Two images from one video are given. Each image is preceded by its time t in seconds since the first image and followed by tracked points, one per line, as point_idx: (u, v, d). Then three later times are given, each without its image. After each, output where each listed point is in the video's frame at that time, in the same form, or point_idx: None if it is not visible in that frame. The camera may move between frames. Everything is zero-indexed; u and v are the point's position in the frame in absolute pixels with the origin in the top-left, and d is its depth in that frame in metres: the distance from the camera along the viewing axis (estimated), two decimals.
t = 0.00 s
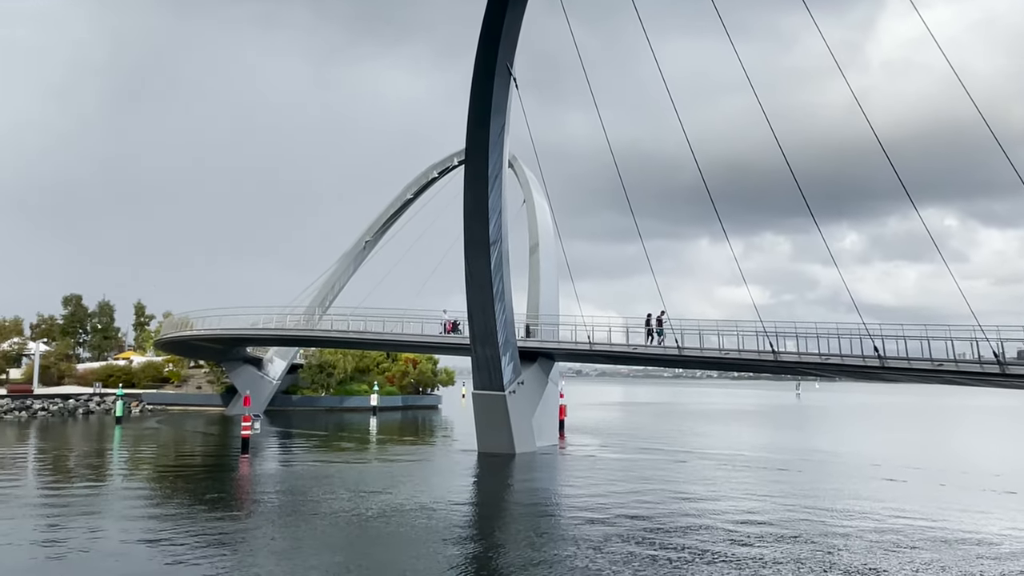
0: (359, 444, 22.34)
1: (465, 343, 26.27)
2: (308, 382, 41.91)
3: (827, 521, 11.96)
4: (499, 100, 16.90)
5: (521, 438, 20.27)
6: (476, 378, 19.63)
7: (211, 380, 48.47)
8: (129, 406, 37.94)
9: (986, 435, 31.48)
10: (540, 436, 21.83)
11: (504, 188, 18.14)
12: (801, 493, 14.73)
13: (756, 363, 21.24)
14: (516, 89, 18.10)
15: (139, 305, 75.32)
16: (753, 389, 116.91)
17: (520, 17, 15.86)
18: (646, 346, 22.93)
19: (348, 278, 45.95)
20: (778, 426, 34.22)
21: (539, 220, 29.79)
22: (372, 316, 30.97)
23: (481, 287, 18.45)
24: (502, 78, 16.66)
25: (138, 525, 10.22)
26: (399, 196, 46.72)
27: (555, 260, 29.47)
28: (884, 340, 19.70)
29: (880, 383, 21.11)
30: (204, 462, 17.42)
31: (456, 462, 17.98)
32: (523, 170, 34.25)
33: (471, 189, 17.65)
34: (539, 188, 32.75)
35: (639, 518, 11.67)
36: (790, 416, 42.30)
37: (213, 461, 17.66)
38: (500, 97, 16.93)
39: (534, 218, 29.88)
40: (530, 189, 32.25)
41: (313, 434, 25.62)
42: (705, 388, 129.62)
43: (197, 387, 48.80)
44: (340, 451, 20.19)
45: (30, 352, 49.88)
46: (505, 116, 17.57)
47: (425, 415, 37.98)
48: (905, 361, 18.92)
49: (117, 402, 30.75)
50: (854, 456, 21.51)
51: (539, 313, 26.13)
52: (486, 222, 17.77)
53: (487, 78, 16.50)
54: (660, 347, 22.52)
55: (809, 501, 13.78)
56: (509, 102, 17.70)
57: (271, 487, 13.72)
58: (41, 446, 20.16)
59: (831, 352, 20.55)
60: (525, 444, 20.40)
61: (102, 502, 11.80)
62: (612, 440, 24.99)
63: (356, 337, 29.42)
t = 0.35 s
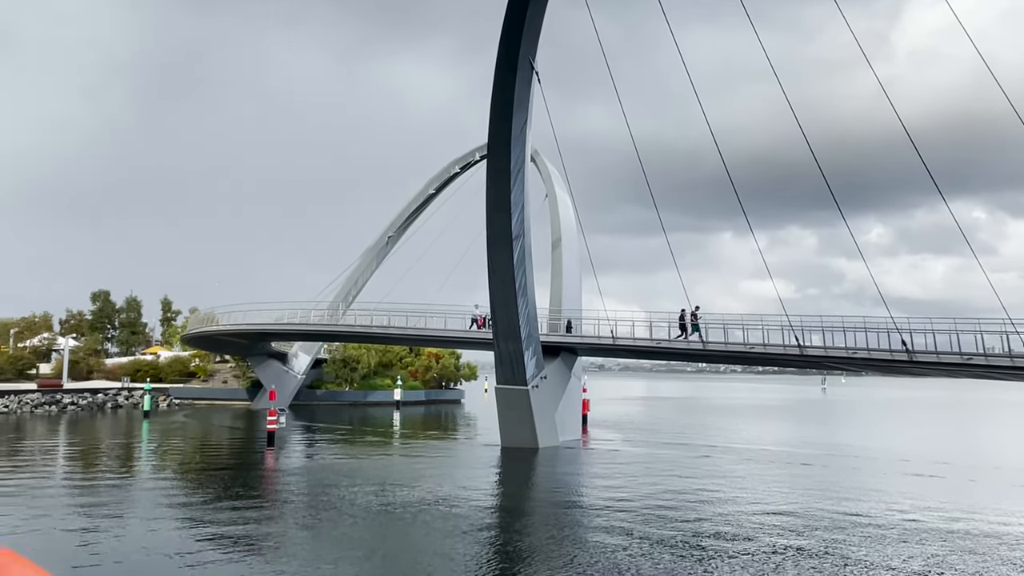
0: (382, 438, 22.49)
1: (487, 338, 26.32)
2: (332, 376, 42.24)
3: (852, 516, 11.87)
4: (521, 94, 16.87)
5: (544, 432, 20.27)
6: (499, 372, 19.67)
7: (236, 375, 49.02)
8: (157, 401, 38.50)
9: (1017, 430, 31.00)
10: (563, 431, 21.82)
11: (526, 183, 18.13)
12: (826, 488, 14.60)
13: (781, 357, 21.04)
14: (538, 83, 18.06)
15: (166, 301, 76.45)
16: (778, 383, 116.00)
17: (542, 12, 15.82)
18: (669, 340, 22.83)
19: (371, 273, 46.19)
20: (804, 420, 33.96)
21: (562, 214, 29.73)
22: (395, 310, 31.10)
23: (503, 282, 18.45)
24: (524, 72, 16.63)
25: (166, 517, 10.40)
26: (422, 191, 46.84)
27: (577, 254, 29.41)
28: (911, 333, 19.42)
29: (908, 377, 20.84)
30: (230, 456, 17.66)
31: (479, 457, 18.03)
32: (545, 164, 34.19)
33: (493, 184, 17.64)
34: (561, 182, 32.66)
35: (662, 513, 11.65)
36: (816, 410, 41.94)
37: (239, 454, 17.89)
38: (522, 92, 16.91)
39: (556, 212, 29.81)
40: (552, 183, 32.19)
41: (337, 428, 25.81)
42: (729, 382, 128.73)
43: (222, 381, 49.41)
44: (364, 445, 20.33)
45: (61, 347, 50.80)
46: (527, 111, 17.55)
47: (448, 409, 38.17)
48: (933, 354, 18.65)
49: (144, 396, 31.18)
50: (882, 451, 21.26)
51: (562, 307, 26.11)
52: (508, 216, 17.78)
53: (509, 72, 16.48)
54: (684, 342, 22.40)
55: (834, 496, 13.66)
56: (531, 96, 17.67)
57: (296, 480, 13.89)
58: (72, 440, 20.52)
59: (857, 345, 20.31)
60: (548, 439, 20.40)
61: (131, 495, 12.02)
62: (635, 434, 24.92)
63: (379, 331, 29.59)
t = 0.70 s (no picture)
0: (405, 434, 22.62)
1: (509, 334, 26.33)
2: (354, 373, 42.46)
3: (879, 512, 11.75)
4: (540, 89, 16.82)
5: (566, 428, 20.25)
6: (520, 368, 19.68)
7: (260, 372, 49.47)
8: (182, 398, 38.93)
9: None
10: (584, 427, 21.77)
11: (546, 178, 18.09)
12: (852, 485, 14.46)
13: (805, 352, 20.85)
14: (559, 78, 18.01)
15: (189, 299, 77.19)
16: (800, 378, 115.43)
17: (562, 6, 15.76)
18: (692, 335, 22.73)
19: (392, 270, 46.38)
20: (827, 416, 33.72)
21: (582, 210, 29.67)
22: (416, 307, 31.21)
23: (524, 278, 18.43)
24: (545, 67, 16.59)
25: (192, 512, 10.54)
26: (442, 188, 46.91)
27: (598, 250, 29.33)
28: (938, 328, 19.20)
29: (935, 372, 20.62)
30: (254, 452, 17.80)
31: (501, 453, 18.07)
32: (565, 160, 34.12)
33: (514, 180, 17.62)
34: (581, 178, 32.60)
35: (686, 509, 11.61)
36: (839, 406, 41.62)
37: (264, 451, 18.07)
38: (543, 87, 16.88)
39: (577, 208, 29.76)
40: (572, 179, 32.12)
41: (360, 424, 25.99)
42: (752, 379, 128.17)
43: (246, 378, 49.89)
44: (387, 441, 20.44)
45: (88, 345, 51.55)
46: (548, 106, 17.52)
47: (469, 406, 38.28)
48: (960, 349, 18.41)
49: (170, 392, 31.55)
50: (908, 447, 21.04)
51: (582, 303, 26.07)
52: (529, 212, 17.75)
53: (528, 68, 16.44)
54: (706, 338, 22.28)
55: (862, 492, 13.53)
56: (552, 91, 17.64)
57: (318, 476, 13.99)
58: (99, 437, 20.80)
59: (882, 340, 20.11)
60: (570, 435, 20.39)
61: (157, 490, 12.15)
62: (657, 430, 24.87)
63: (400, 328, 29.71)
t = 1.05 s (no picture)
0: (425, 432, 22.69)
1: (528, 332, 26.29)
2: (375, 371, 42.61)
3: (903, 510, 11.65)
4: (560, 86, 16.80)
5: (586, 426, 20.19)
6: (540, 366, 19.65)
7: (282, 370, 49.80)
8: (204, 396, 39.29)
9: None
10: (605, 424, 21.71)
11: (566, 175, 18.05)
12: (876, 482, 14.32)
13: (828, 349, 20.66)
14: (578, 74, 17.98)
15: (212, 299, 77.82)
16: (821, 376, 114.39)
17: (581, 3, 15.71)
18: (713, 332, 22.57)
19: (412, 269, 46.47)
20: (851, 413, 33.38)
21: (601, 207, 29.57)
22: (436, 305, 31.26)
23: (544, 275, 18.40)
24: (564, 64, 16.55)
25: (214, 509, 10.65)
26: (461, 186, 46.90)
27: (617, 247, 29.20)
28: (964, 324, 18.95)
29: (961, 368, 20.31)
30: (276, 449, 17.96)
31: (521, 451, 18.09)
32: (584, 157, 34.00)
33: (533, 177, 17.61)
34: (601, 175, 32.45)
35: (707, 506, 11.53)
36: (863, 403, 41.17)
37: (285, 448, 18.20)
38: (562, 83, 16.84)
39: (597, 205, 29.63)
40: (591, 176, 32.00)
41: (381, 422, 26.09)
42: (775, 376, 127.08)
43: (268, 376, 50.24)
44: (408, 438, 20.53)
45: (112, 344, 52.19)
46: (567, 103, 17.47)
47: (490, 404, 38.33)
48: (986, 345, 18.16)
49: (193, 390, 31.84)
50: (934, 445, 20.78)
51: (602, 301, 25.99)
52: (548, 209, 17.73)
53: (547, 65, 16.42)
54: (728, 335, 22.14)
55: (886, 490, 13.39)
56: (571, 88, 17.60)
57: (340, 473, 14.09)
58: (124, 435, 21.05)
59: (907, 336, 19.88)
60: (590, 432, 20.33)
61: (181, 487, 12.31)
62: (678, 428, 24.75)
63: (420, 327, 29.78)
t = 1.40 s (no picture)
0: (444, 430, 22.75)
1: (547, 329, 26.30)
2: (394, 369, 42.80)
3: (926, 508, 11.54)
4: (578, 84, 16.77)
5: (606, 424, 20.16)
6: (559, 364, 19.64)
7: (302, 369, 50.13)
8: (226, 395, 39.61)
9: None
10: (625, 423, 21.66)
11: (584, 173, 18.02)
12: (899, 480, 14.20)
13: (850, 346, 20.49)
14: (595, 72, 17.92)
15: (233, 299, 78.41)
16: (842, 373, 113.41)
17: None
18: (733, 330, 22.45)
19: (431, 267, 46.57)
20: (873, 411, 33.11)
21: (620, 204, 29.48)
22: (454, 304, 31.31)
23: (562, 273, 18.37)
24: (581, 61, 16.51)
25: (238, 507, 10.72)
26: (479, 184, 46.91)
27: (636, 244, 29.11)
28: (988, 320, 18.73)
29: (986, 365, 20.08)
30: (297, 448, 18.09)
31: (541, 448, 18.10)
32: (602, 154, 33.91)
33: (551, 175, 17.59)
34: (619, 172, 32.36)
35: (728, 504, 11.49)
36: (885, 401, 40.82)
37: (306, 446, 18.32)
38: (580, 81, 16.80)
39: (615, 202, 29.57)
40: (610, 173, 31.92)
41: (401, 420, 26.19)
42: (795, 373, 126.33)
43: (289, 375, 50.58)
44: (427, 437, 20.60)
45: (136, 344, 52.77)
46: (585, 100, 17.44)
47: (509, 402, 38.38)
48: (1012, 342, 17.93)
49: (215, 389, 32.13)
50: (957, 442, 20.58)
51: (621, 299, 25.92)
52: (567, 207, 17.69)
53: (565, 63, 16.39)
54: (748, 333, 22.01)
55: (909, 489, 13.27)
56: (589, 86, 17.56)
57: (360, 472, 14.17)
58: (147, 434, 21.28)
59: (930, 333, 19.68)
60: (610, 431, 20.29)
61: (203, 485, 12.43)
62: (697, 426, 24.66)
63: (439, 325, 29.86)
